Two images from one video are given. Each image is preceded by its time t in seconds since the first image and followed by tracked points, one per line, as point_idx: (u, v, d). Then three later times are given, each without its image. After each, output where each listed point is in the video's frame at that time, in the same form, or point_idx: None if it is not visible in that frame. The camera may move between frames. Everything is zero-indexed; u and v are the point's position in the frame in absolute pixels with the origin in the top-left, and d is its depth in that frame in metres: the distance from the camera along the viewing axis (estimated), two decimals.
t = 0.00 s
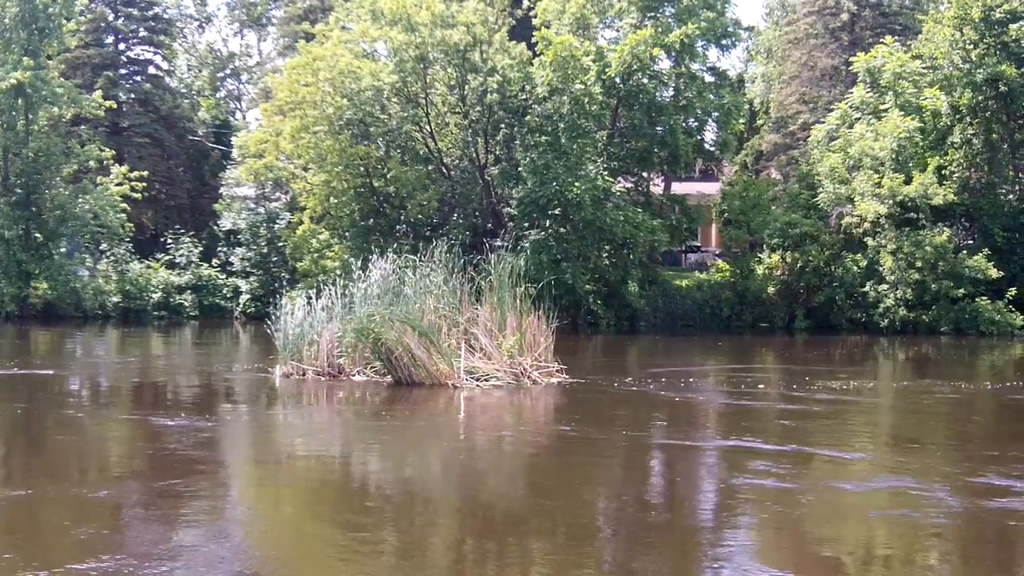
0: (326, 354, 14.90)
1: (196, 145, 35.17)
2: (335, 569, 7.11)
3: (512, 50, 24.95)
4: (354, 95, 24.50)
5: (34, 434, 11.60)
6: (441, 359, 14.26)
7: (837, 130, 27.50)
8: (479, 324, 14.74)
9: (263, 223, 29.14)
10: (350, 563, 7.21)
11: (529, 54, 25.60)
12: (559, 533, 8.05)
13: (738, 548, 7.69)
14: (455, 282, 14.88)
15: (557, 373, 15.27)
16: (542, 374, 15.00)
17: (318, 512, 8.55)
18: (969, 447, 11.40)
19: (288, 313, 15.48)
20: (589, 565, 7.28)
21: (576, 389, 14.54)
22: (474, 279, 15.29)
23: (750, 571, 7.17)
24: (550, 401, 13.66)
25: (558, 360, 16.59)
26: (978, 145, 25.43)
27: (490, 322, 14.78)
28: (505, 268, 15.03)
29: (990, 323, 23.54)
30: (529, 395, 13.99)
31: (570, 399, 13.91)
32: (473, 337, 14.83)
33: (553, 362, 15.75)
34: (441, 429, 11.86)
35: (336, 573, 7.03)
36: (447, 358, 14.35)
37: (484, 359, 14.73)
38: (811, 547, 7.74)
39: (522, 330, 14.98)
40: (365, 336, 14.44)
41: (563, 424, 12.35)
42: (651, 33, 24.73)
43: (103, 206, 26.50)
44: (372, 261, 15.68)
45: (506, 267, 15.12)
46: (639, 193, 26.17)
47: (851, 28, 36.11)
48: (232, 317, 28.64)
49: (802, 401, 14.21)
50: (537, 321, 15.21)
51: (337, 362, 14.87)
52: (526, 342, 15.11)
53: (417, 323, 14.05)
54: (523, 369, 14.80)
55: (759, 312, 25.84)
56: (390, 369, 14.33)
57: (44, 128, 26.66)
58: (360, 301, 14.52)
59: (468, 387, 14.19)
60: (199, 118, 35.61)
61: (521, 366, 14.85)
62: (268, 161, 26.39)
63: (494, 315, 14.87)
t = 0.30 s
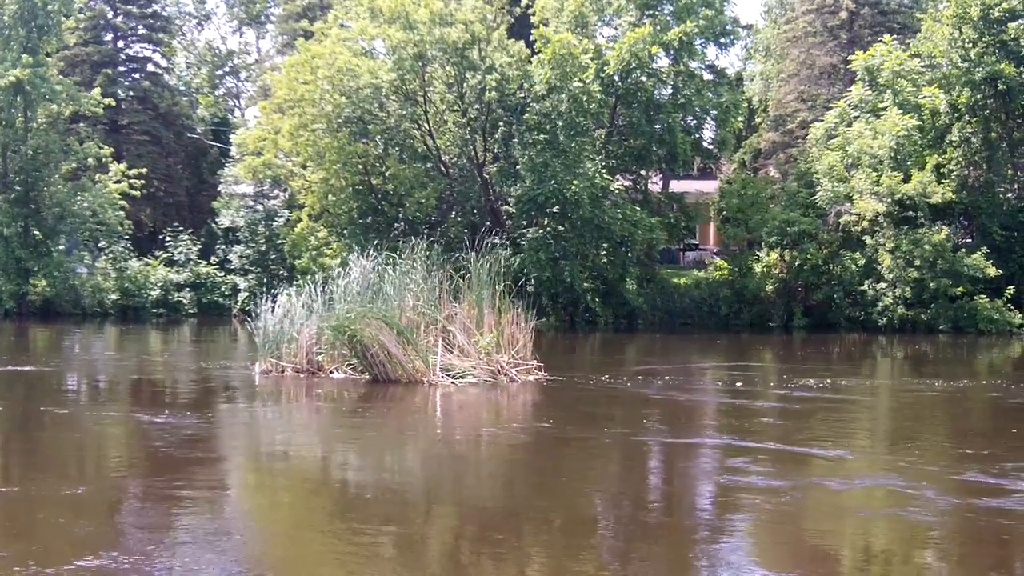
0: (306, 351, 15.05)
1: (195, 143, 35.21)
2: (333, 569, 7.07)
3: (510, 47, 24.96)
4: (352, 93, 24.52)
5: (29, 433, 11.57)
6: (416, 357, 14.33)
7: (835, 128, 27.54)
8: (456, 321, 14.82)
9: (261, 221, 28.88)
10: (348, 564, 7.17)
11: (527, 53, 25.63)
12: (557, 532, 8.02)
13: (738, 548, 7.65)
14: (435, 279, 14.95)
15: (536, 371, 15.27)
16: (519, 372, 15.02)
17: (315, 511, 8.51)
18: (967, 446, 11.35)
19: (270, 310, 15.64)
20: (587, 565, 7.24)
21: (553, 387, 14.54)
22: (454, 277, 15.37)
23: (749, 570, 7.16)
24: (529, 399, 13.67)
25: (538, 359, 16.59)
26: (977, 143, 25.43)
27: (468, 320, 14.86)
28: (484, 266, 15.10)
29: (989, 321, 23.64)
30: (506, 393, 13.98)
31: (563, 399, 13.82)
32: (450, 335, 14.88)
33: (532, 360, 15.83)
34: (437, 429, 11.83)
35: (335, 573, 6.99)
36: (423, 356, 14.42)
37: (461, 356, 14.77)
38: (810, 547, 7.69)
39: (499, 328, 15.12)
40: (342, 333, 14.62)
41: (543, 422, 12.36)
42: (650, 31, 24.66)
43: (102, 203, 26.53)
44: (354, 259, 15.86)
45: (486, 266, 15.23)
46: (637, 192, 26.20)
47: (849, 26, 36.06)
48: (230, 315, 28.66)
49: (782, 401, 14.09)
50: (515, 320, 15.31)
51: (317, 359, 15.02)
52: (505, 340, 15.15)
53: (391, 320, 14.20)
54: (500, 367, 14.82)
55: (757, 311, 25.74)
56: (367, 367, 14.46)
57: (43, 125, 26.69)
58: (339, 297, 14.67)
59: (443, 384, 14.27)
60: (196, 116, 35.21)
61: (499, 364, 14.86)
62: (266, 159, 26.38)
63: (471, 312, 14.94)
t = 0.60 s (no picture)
0: (289, 350, 15.23)
1: (198, 143, 35.07)
2: (335, 569, 7.05)
3: (512, 47, 24.92)
4: (354, 92, 24.51)
5: (33, 432, 11.59)
6: (396, 356, 14.44)
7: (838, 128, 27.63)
8: (436, 320, 14.87)
9: (263, 221, 28.97)
10: (350, 564, 7.16)
11: (529, 52, 25.58)
12: (559, 532, 8.01)
13: (740, 548, 7.63)
14: (418, 278, 15.09)
15: (519, 369, 15.23)
16: (501, 371, 15.01)
17: (318, 511, 8.50)
18: (969, 446, 11.31)
19: (254, 310, 15.78)
20: (589, 566, 7.23)
21: (536, 386, 14.55)
22: (438, 278, 15.51)
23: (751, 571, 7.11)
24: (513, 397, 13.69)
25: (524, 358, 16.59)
26: (980, 142, 25.29)
27: (449, 319, 14.92)
28: (467, 266, 15.22)
29: (992, 321, 23.60)
30: (487, 392, 14.02)
31: (558, 398, 13.82)
32: (432, 335, 14.95)
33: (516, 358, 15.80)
34: (426, 428, 11.86)
35: (337, 573, 6.98)
36: (403, 355, 14.50)
37: (442, 356, 14.84)
38: (813, 547, 7.67)
39: (482, 326, 15.12)
40: (323, 332, 14.72)
41: (529, 420, 12.43)
42: (652, 30, 24.63)
43: (104, 203, 26.56)
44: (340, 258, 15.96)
45: (468, 265, 15.31)
46: (639, 191, 26.18)
47: (852, 25, 36.07)
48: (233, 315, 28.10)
49: (766, 401, 14.10)
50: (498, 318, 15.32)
51: (300, 358, 15.17)
52: (489, 337, 15.17)
53: (370, 318, 14.37)
54: (482, 366, 14.82)
55: (760, 310, 25.72)
56: (348, 366, 14.58)
57: (45, 125, 26.69)
58: (322, 298, 14.87)
59: (423, 383, 14.34)
60: (200, 116, 35.11)
61: (481, 362, 14.86)
62: (269, 158, 26.32)
63: (453, 311, 14.99)
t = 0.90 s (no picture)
0: (271, 348, 15.34)
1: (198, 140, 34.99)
2: (335, 569, 7.01)
3: (513, 44, 24.95)
4: (354, 90, 24.52)
5: (34, 429, 11.57)
6: (375, 354, 14.46)
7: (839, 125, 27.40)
8: (415, 317, 14.85)
9: (264, 219, 28.87)
10: (350, 564, 7.11)
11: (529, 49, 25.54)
12: (560, 532, 7.95)
13: (744, 548, 7.59)
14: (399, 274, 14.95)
15: (498, 366, 15.34)
16: (481, 368, 15.13)
17: (318, 511, 8.44)
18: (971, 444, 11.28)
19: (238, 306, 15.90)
20: (590, 565, 7.18)
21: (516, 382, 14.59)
22: (420, 274, 15.47)
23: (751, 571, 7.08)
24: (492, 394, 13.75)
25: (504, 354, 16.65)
26: (980, 139, 25.33)
27: (430, 316, 14.94)
28: (449, 263, 15.20)
29: (993, 318, 23.59)
30: (466, 389, 14.07)
31: (547, 395, 13.86)
32: (413, 332, 14.94)
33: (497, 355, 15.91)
34: (409, 425, 11.87)
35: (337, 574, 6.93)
36: (382, 352, 14.51)
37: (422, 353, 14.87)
38: (816, 546, 7.63)
39: (463, 324, 15.23)
40: (301, 329, 14.67)
41: (512, 417, 12.45)
42: (653, 27, 24.66)
43: (105, 201, 26.58)
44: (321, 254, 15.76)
45: (451, 262, 15.31)
46: (640, 188, 26.17)
47: (852, 22, 36.08)
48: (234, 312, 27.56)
49: (748, 397, 14.16)
50: (479, 315, 15.40)
51: (282, 355, 15.32)
52: (469, 334, 15.29)
53: (349, 314, 14.36)
54: (461, 363, 14.88)
55: (761, 307, 25.62)
56: (327, 363, 14.62)
57: (46, 123, 26.71)
58: (304, 294, 14.82)
59: (400, 379, 14.39)
60: (199, 113, 35.17)
61: (460, 359, 14.92)
62: (269, 156, 26.29)
63: (434, 309, 15.03)
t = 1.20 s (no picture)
0: (254, 346, 15.50)
1: (199, 140, 34.93)
2: (335, 569, 7.00)
3: (515, 44, 25.03)
4: (357, 90, 24.54)
5: (35, 429, 11.57)
6: (355, 352, 14.62)
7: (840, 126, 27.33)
8: (396, 317, 14.92)
9: (266, 219, 28.86)
10: (351, 564, 7.10)
11: (531, 49, 25.58)
12: (561, 532, 7.95)
13: (744, 547, 7.60)
14: (383, 273, 15.13)
15: (479, 366, 15.32)
16: (462, 367, 15.09)
17: (319, 511, 8.44)
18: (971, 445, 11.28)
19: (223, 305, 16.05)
20: (591, 565, 7.19)
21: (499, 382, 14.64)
22: (404, 273, 15.48)
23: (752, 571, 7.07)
24: (472, 394, 13.78)
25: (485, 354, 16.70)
26: (983, 140, 25.24)
27: (411, 316, 15.00)
28: (432, 262, 15.15)
29: (995, 319, 23.54)
30: (446, 388, 14.11)
31: (534, 395, 13.89)
32: (393, 332, 14.98)
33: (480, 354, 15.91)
34: (389, 425, 11.93)
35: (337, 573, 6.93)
36: (361, 351, 14.67)
37: (403, 352, 14.88)
38: (816, 547, 7.63)
39: (445, 324, 15.22)
40: (282, 328, 14.95)
41: (496, 416, 12.51)
42: (655, 27, 24.68)
43: (107, 200, 26.60)
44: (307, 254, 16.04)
45: (434, 261, 15.26)
46: (642, 188, 26.16)
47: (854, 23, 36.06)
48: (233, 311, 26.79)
49: (730, 397, 14.21)
50: (461, 315, 15.37)
51: (265, 354, 15.46)
52: (451, 334, 15.32)
53: (327, 314, 14.61)
54: (442, 363, 14.87)
55: (762, 307, 25.56)
56: (308, 362, 14.83)
57: (48, 122, 26.77)
58: (288, 293, 15.02)
59: (380, 379, 14.47)
60: (201, 113, 35.26)
61: (440, 359, 14.91)
62: (271, 155, 26.25)
63: (415, 309, 15.06)
